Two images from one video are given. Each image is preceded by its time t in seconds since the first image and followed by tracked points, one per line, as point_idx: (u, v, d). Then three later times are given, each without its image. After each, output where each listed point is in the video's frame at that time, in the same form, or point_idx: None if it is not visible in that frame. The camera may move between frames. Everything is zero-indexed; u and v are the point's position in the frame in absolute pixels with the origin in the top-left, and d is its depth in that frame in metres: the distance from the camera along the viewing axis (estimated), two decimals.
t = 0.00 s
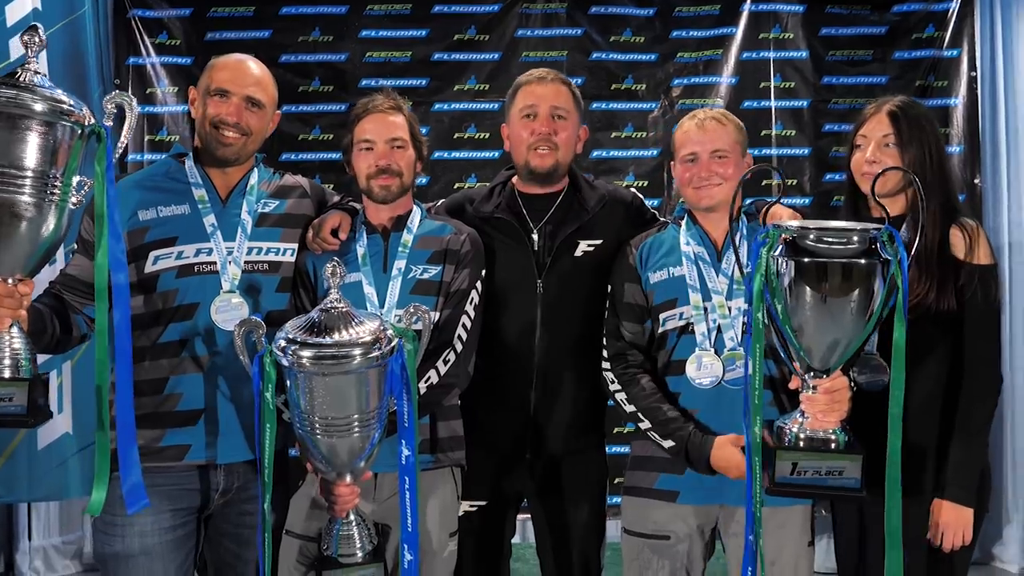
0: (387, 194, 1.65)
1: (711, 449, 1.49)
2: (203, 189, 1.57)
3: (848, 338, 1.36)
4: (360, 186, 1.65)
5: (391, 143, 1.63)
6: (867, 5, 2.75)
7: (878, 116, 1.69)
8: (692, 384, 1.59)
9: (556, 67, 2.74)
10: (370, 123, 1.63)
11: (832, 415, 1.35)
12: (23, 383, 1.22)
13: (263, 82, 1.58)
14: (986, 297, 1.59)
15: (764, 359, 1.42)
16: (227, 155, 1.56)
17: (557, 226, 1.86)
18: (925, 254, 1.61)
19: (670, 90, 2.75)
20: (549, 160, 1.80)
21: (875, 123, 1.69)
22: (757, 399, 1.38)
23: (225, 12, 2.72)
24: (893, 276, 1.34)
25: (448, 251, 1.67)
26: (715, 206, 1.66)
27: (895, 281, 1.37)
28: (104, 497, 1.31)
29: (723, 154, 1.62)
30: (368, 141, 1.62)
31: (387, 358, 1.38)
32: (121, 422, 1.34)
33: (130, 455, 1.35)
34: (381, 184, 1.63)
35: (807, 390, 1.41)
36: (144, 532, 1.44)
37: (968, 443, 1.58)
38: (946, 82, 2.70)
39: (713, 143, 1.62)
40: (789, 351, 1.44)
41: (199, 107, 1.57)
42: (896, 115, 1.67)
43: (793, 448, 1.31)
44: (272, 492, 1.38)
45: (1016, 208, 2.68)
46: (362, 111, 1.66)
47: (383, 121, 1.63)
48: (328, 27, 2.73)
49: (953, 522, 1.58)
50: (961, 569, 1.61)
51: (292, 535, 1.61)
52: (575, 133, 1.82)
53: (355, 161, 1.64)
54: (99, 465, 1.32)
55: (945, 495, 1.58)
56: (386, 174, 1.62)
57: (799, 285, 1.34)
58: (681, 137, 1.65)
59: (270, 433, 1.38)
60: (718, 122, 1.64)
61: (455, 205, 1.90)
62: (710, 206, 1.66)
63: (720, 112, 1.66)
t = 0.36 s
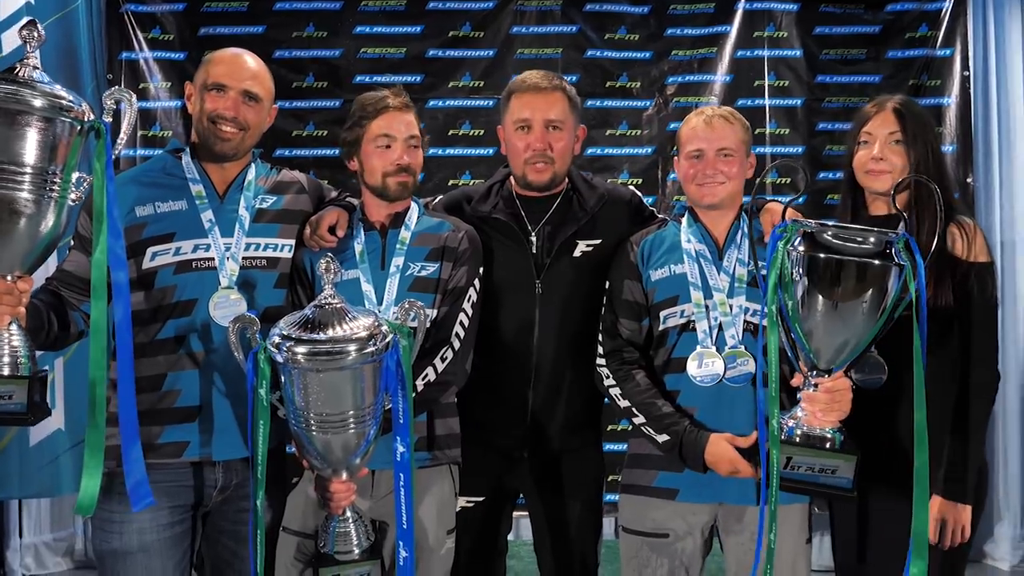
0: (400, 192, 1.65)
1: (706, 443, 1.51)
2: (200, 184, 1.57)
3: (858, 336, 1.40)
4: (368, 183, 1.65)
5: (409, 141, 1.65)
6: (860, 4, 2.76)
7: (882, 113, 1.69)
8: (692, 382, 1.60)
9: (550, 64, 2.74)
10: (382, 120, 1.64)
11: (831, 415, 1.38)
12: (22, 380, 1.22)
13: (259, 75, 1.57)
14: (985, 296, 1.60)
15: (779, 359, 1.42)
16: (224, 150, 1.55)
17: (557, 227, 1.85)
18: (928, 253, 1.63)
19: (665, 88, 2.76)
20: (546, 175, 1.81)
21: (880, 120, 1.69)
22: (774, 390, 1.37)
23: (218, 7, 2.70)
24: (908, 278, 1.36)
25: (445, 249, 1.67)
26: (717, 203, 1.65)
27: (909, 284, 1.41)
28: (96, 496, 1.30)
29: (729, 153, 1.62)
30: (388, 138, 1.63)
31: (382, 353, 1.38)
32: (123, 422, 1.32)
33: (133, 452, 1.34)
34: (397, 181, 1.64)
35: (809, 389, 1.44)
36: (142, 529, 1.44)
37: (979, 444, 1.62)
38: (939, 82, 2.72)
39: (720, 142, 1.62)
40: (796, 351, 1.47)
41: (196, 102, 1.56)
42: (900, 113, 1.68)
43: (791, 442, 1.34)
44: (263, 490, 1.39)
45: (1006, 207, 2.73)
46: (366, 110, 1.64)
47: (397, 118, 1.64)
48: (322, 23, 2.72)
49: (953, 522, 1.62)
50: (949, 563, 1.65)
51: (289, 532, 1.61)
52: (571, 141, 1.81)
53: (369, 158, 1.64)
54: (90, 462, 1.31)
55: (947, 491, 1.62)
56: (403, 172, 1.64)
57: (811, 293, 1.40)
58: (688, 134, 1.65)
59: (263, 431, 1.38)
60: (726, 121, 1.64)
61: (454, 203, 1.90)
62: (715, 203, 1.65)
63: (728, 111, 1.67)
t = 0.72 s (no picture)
0: (405, 192, 1.64)
1: (707, 442, 1.51)
2: (210, 186, 1.57)
3: (870, 336, 1.41)
4: (374, 184, 1.65)
5: (413, 143, 1.63)
6: (865, 8, 2.76)
7: (893, 118, 1.69)
8: (698, 384, 1.60)
9: (555, 67, 2.75)
10: (389, 121, 1.64)
11: (838, 415, 1.39)
12: (33, 384, 1.22)
13: (268, 76, 1.57)
14: (993, 299, 1.60)
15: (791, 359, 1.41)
16: (234, 151, 1.55)
17: (567, 230, 1.85)
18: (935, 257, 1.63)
19: (669, 91, 2.76)
20: (555, 178, 1.81)
21: (890, 125, 1.69)
22: (785, 389, 1.37)
23: (224, 8, 2.71)
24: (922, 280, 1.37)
25: (456, 251, 1.67)
26: (722, 207, 1.65)
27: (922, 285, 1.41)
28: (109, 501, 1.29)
29: (732, 156, 1.62)
30: (391, 139, 1.62)
31: (396, 355, 1.38)
32: (132, 423, 1.33)
33: (144, 456, 1.34)
34: (400, 181, 1.63)
35: (816, 389, 1.45)
36: (151, 529, 1.44)
37: (985, 447, 1.62)
38: (943, 86, 2.72)
39: (722, 146, 1.62)
40: (806, 352, 1.48)
41: (205, 103, 1.56)
42: (909, 117, 1.69)
43: (797, 441, 1.36)
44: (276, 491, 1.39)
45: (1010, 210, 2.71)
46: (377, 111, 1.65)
47: (404, 119, 1.63)
48: (327, 24, 2.72)
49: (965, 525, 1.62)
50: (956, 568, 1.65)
51: (298, 533, 1.61)
52: (579, 143, 1.81)
53: (373, 158, 1.63)
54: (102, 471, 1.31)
55: (955, 493, 1.62)
56: (407, 173, 1.62)
57: (823, 294, 1.40)
58: (690, 139, 1.65)
59: (275, 432, 1.38)
60: (727, 125, 1.64)
61: (462, 205, 1.90)
62: (719, 208, 1.65)
63: (728, 114, 1.67)
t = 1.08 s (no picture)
0: (398, 195, 1.64)
1: (706, 444, 1.51)
2: (214, 189, 1.57)
3: (867, 338, 1.41)
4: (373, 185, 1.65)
5: (406, 145, 1.63)
6: (862, 16, 2.78)
7: (892, 125, 1.71)
8: (698, 387, 1.60)
9: (554, 71, 2.76)
10: (384, 123, 1.64)
11: (836, 414, 1.40)
12: (38, 383, 1.21)
13: (273, 79, 1.58)
14: (990, 306, 1.61)
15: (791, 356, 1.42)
16: (239, 154, 1.55)
17: (566, 232, 1.86)
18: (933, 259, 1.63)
19: (667, 96, 2.77)
20: (555, 171, 1.80)
21: (890, 132, 1.70)
22: (785, 386, 1.38)
23: (224, 10, 2.71)
24: (918, 279, 1.39)
25: (459, 254, 1.67)
26: (723, 212, 1.65)
27: (919, 289, 1.42)
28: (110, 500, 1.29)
29: (730, 162, 1.62)
30: (384, 142, 1.63)
31: (401, 358, 1.38)
32: (133, 423, 1.33)
33: (143, 458, 1.33)
34: (394, 185, 1.63)
35: (815, 387, 1.45)
36: (151, 532, 1.43)
37: (979, 450, 1.63)
38: (939, 94, 2.75)
39: (720, 152, 1.62)
40: (806, 353, 1.49)
41: (211, 105, 1.56)
42: (909, 125, 1.70)
43: (797, 438, 1.36)
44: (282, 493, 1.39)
45: (1005, 216, 2.71)
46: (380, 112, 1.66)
47: (398, 122, 1.63)
48: (327, 27, 2.73)
49: (962, 529, 1.63)
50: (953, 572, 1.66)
51: (298, 535, 1.61)
52: (580, 141, 1.81)
53: (370, 161, 1.64)
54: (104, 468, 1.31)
55: (950, 498, 1.64)
56: (399, 175, 1.62)
57: (823, 300, 1.42)
58: (688, 147, 1.66)
59: (283, 433, 1.38)
60: (726, 131, 1.65)
61: (464, 209, 1.90)
62: (719, 213, 1.66)
63: (726, 120, 1.68)
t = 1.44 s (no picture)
0: (393, 192, 1.64)
1: (705, 441, 1.52)
2: (216, 186, 1.57)
3: (865, 335, 1.43)
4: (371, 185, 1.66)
5: (400, 141, 1.63)
6: (858, 16, 2.79)
7: (892, 124, 1.72)
8: (697, 385, 1.61)
9: (551, 70, 2.76)
10: (379, 121, 1.64)
11: (835, 410, 1.41)
12: (44, 378, 1.21)
13: (275, 76, 1.58)
14: (988, 304, 1.62)
15: (791, 355, 1.42)
16: (241, 151, 1.55)
17: (567, 233, 1.87)
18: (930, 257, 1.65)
19: (664, 95, 2.78)
20: (557, 183, 1.81)
21: (888, 131, 1.71)
22: (786, 382, 1.39)
23: (220, 8, 2.70)
24: (917, 277, 1.40)
25: (458, 251, 1.68)
26: (722, 211, 1.66)
27: (916, 286, 1.43)
28: (119, 496, 1.28)
29: (729, 161, 1.63)
30: (377, 139, 1.63)
31: (402, 355, 1.38)
32: (142, 419, 1.33)
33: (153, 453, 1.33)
34: (389, 181, 1.63)
35: (814, 383, 1.46)
36: (154, 528, 1.44)
37: (974, 448, 1.65)
38: (935, 94, 2.78)
39: (719, 151, 1.63)
40: (805, 351, 1.50)
41: (213, 103, 1.56)
42: (907, 124, 1.71)
43: (797, 434, 1.37)
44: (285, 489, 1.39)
45: (1000, 214, 2.72)
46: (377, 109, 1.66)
47: (391, 120, 1.63)
48: (323, 26, 2.72)
49: (958, 526, 1.64)
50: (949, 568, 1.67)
51: (298, 532, 1.61)
52: (582, 149, 1.82)
53: (365, 158, 1.64)
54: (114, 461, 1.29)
55: (944, 494, 1.66)
56: (394, 172, 1.62)
57: (821, 297, 1.43)
58: (688, 145, 1.66)
59: (284, 430, 1.38)
60: (726, 130, 1.65)
61: (463, 207, 1.91)
62: (717, 212, 1.66)
63: (725, 119, 1.68)
